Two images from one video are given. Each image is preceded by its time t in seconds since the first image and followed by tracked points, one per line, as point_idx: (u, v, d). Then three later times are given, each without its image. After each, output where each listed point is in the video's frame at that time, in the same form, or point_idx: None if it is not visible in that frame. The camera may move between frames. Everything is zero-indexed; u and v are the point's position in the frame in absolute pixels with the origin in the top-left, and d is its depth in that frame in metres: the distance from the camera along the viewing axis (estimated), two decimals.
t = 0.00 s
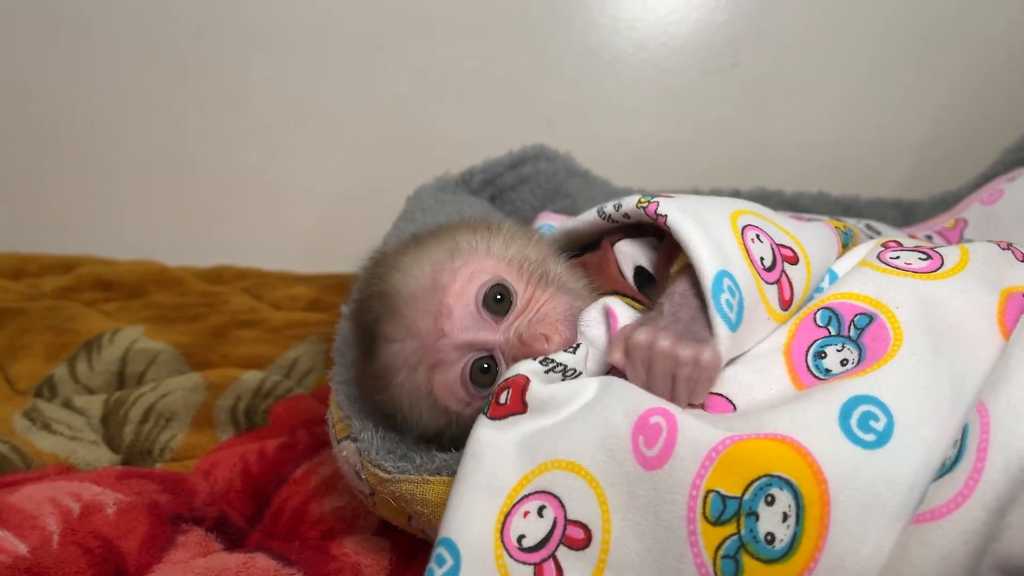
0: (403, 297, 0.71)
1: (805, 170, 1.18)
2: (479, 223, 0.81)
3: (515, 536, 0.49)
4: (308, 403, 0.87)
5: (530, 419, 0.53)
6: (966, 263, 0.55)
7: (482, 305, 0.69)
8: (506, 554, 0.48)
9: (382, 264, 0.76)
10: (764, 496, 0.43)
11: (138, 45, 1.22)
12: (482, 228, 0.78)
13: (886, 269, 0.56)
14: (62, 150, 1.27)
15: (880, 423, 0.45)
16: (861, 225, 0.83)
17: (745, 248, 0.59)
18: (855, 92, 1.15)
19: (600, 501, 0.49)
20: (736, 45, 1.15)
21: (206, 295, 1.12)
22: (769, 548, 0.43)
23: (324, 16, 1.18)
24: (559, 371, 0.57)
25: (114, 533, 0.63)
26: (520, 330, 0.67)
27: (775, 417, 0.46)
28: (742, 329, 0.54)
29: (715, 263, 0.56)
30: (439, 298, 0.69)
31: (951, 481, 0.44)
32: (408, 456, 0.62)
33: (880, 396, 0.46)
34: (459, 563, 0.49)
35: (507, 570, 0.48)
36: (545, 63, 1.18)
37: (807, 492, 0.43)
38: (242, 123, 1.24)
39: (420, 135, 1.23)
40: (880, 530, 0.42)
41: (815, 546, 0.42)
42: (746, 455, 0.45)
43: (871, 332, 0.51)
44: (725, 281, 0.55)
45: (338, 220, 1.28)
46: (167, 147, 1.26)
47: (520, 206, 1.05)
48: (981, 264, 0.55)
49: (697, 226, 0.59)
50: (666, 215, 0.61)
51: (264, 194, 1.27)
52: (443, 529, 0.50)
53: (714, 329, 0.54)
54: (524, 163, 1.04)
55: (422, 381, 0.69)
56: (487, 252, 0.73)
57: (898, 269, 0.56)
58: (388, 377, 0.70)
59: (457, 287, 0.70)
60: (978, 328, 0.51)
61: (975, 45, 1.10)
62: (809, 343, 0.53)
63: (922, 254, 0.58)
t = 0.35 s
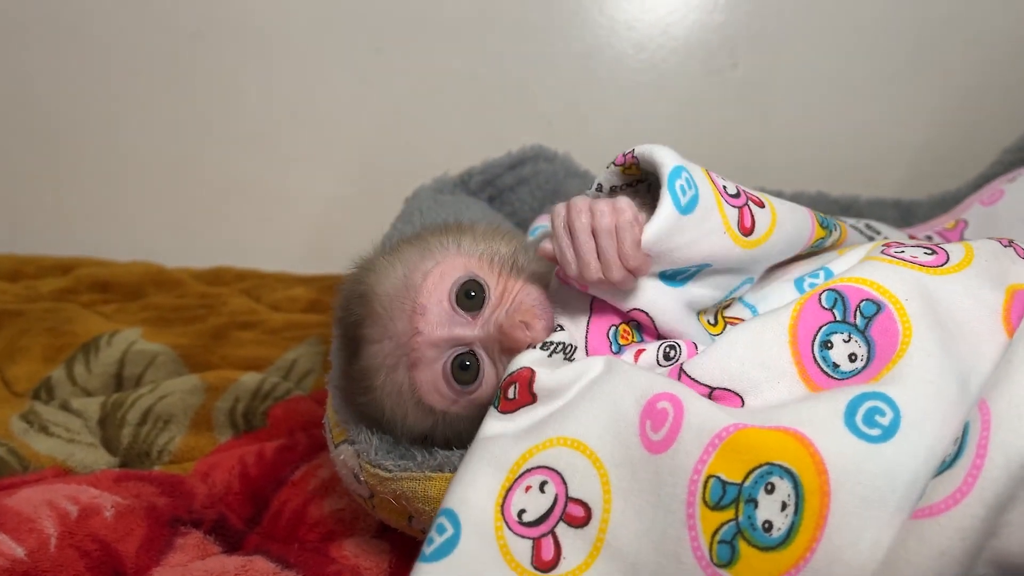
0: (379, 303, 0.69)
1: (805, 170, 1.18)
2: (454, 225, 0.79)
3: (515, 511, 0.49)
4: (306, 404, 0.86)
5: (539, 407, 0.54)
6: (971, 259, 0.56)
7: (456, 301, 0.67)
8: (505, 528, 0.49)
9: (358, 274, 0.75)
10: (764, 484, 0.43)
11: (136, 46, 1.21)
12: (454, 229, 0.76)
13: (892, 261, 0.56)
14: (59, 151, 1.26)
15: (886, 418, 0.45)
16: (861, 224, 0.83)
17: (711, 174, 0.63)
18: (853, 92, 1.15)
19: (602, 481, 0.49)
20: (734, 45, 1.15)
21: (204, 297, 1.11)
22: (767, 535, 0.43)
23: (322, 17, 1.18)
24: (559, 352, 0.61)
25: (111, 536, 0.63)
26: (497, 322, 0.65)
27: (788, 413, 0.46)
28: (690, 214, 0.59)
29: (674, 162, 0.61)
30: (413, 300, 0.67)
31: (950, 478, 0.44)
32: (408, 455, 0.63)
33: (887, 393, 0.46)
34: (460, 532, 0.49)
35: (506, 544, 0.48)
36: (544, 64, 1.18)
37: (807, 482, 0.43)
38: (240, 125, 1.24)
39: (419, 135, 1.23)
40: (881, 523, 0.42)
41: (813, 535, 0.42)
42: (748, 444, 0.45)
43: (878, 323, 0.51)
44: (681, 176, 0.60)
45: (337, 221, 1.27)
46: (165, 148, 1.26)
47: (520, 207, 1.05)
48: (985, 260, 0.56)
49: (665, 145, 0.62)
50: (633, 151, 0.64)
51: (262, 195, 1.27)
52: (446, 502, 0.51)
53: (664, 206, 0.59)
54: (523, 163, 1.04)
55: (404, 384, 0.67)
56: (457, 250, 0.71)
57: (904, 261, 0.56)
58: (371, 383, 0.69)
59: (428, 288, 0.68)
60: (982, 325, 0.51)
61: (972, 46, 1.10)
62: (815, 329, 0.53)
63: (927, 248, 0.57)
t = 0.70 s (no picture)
0: (376, 301, 0.69)
1: (803, 170, 1.18)
2: (453, 224, 0.78)
3: (518, 502, 0.49)
4: (303, 405, 0.86)
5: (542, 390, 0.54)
6: (973, 264, 0.56)
7: (452, 301, 0.66)
8: (507, 519, 0.48)
9: (356, 271, 0.74)
10: (771, 488, 0.43)
11: (133, 47, 1.21)
12: (453, 229, 0.76)
13: (895, 264, 0.56)
14: (56, 152, 1.26)
15: (893, 423, 0.45)
16: (860, 224, 0.83)
17: (708, 193, 0.61)
18: (852, 92, 1.15)
19: (608, 475, 0.48)
20: (733, 45, 1.15)
21: (202, 298, 1.11)
22: (772, 539, 0.42)
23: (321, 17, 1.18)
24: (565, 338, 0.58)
25: (108, 538, 0.63)
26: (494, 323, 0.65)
27: (791, 423, 0.46)
28: (697, 243, 0.56)
29: (674, 185, 0.58)
30: (410, 299, 0.67)
31: (951, 482, 0.44)
32: (406, 456, 0.62)
33: (893, 398, 0.46)
34: (461, 522, 0.48)
35: (507, 536, 0.48)
36: (542, 64, 1.18)
37: (814, 487, 0.43)
38: (238, 125, 1.24)
39: (418, 136, 1.23)
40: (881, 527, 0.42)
41: (819, 539, 0.42)
42: (754, 447, 0.44)
43: (882, 327, 0.51)
44: (682, 202, 0.58)
45: (335, 222, 1.27)
46: (163, 149, 1.26)
47: (518, 208, 1.05)
48: (988, 264, 0.56)
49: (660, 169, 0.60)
50: (628, 169, 0.63)
51: (260, 196, 1.27)
52: (447, 490, 0.50)
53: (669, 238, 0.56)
54: (521, 164, 1.05)
55: (400, 381, 0.67)
56: (456, 251, 0.70)
57: (906, 264, 0.56)
58: (367, 380, 0.69)
59: (426, 287, 0.67)
60: (984, 328, 0.52)
61: (971, 46, 1.10)
62: (817, 331, 0.52)
63: (929, 252, 0.58)
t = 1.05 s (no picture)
0: (376, 297, 0.69)
1: (801, 171, 1.18)
2: (449, 223, 0.79)
3: (541, 466, 0.51)
4: (304, 405, 0.86)
5: (584, 359, 0.56)
6: (977, 267, 0.58)
7: (454, 296, 0.67)
8: (528, 483, 0.50)
9: (353, 270, 0.75)
10: (784, 487, 0.44)
11: (133, 48, 1.21)
12: (450, 227, 0.76)
13: (902, 270, 0.58)
14: (56, 153, 1.26)
15: (906, 430, 0.47)
16: (859, 225, 0.83)
17: (705, 220, 0.63)
18: (850, 93, 1.15)
19: (631, 458, 0.50)
20: (731, 46, 1.15)
21: (201, 299, 1.11)
22: (781, 539, 0.44)
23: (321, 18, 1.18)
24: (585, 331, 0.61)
25: (109, 539, 0.63)
26: (496, 317, 0.66)
27: (808, 439, 0.48)
28: (707, 269, 0.58)
29: (670, 219, 0.60)
30: (412, 295, 0.68)
31: (954, 487, 0.44)
32: (408, 454, 0.63)
33: (905, 405, 0.48)
34: (484, 476, 0.51)
35: (525, 500, 0.50)
36: (541, 65, 1.18)
37: (830, 490, 0.44)
38: (237, 126, 1.24)
39: (417, 137, 1.23)
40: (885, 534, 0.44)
41: (828, 545, 0.43)
42: (770, 447, 0.46)
43: (891, 328, 0.53)
44: (682, 232, 0.60)
45: (335, 223, 1.27)
46: (162, 150, 1.26)
47: (517, 209, 1.05)
48: (990, 268, 0.58)
49: (652, 205, 0.63)
50: (623, 201, 0.66)
51: (259, 197, 1.27)
52: (470, 440, 0.53)
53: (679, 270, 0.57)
54: (520, 165, 1.05)
55: (402, 377, 0.68)
56: (456, 247, 0.71)
57: (911, 268, 0.58)
58: (369, 377, 0.69)
59: (428, 282, 0.68)
60: (991, 332, 0.54)
61: (969, 47, 1.11)
62: (827, 335, 0.54)
63: (933, 256, 0.60)
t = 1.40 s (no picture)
0: (384, 298, 0.70)
1: (801, 171, 1.19)
2: (452, 226, 0.80)
3: (552, 479, 0.53)
4: (304, 405, 0.86)
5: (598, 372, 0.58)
6: (983, 269, 0.59)
7: (460, 294, 0.67)
8: (539, 498, 0.52)
9: (361, 274, 0.75)
10: (800, 506, 0.46)
11: (133, 48, 1.21)
12: (455, 228, 0.77)
13: (910, 272, 0.59)
14: (55, 153, 1.26)
15: (921, 439, 0.48)
16: (860, 225, 0.84)
17: (701, 229, 0.65)
18: (850, 94, 1.15)
19: (643, 470, 0.52)
20: (731, 46, 1.15)
21: (201, 299, 1.11)
22: (796, 557, 0.45)
23: (321, 19, 1.18)
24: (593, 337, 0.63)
25: (111, 539, 0.63)
26: (502, 314, 0.66)
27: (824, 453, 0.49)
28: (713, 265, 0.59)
29: (666, 228, 0.63)
30: (418, 293, 0.68)
31: (964, 498, 0.46)
32: (410, 456, 0.63)
33: (923, 414, 0.49)
34: (493, 493, 0.53)
35: (537, 516, 0.52)
36: (542, 65, 1.19)
37: (846, 510, 0.45)
38: (238, 126, 1.24)
39: (418, 137, 1.23)
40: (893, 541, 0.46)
41: (842, 562, 0.45)
42: (784, 466, 0.47)
43: (902, 332, 0.54)
44: (680, 238, 0.61)
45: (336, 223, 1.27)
46: (162, 150, 1.26)
47: (518, 209, 1.05)
48: (996, 270, 0.59)
49: (646, 219, 0.65)
50: (617, 219, 0.67)
51: (259, 197, 1.27)
52: (480, 455, 0.55)
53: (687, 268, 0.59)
54: (521, 165, 1.05)
55: (411, 377, 0.68)
56: (460, 246, 0.72)
57: (918, 270, 0.59)
58: (377, 377, 0.69)
59: (434, 281, 0.69)
60: (1001, 335, 0.55)
61: (968, 47, 1.11)
62: (839, 339, 0.55)
63: (940, 258, 0.61)
